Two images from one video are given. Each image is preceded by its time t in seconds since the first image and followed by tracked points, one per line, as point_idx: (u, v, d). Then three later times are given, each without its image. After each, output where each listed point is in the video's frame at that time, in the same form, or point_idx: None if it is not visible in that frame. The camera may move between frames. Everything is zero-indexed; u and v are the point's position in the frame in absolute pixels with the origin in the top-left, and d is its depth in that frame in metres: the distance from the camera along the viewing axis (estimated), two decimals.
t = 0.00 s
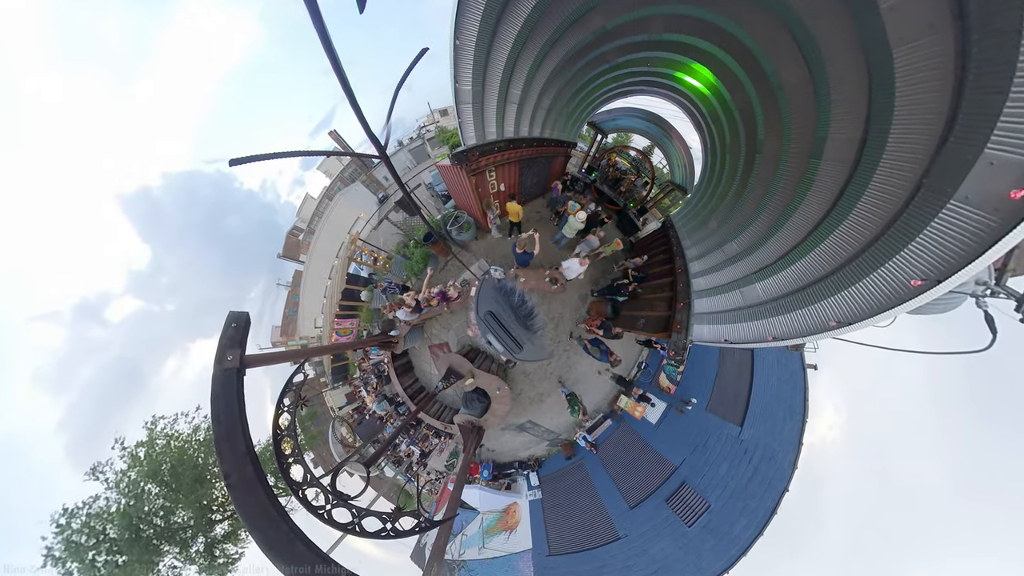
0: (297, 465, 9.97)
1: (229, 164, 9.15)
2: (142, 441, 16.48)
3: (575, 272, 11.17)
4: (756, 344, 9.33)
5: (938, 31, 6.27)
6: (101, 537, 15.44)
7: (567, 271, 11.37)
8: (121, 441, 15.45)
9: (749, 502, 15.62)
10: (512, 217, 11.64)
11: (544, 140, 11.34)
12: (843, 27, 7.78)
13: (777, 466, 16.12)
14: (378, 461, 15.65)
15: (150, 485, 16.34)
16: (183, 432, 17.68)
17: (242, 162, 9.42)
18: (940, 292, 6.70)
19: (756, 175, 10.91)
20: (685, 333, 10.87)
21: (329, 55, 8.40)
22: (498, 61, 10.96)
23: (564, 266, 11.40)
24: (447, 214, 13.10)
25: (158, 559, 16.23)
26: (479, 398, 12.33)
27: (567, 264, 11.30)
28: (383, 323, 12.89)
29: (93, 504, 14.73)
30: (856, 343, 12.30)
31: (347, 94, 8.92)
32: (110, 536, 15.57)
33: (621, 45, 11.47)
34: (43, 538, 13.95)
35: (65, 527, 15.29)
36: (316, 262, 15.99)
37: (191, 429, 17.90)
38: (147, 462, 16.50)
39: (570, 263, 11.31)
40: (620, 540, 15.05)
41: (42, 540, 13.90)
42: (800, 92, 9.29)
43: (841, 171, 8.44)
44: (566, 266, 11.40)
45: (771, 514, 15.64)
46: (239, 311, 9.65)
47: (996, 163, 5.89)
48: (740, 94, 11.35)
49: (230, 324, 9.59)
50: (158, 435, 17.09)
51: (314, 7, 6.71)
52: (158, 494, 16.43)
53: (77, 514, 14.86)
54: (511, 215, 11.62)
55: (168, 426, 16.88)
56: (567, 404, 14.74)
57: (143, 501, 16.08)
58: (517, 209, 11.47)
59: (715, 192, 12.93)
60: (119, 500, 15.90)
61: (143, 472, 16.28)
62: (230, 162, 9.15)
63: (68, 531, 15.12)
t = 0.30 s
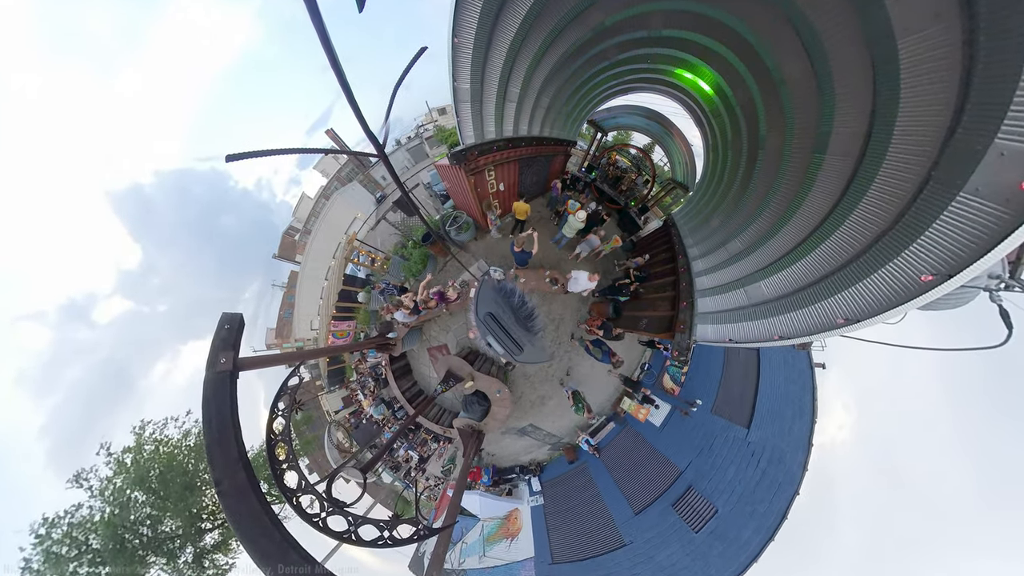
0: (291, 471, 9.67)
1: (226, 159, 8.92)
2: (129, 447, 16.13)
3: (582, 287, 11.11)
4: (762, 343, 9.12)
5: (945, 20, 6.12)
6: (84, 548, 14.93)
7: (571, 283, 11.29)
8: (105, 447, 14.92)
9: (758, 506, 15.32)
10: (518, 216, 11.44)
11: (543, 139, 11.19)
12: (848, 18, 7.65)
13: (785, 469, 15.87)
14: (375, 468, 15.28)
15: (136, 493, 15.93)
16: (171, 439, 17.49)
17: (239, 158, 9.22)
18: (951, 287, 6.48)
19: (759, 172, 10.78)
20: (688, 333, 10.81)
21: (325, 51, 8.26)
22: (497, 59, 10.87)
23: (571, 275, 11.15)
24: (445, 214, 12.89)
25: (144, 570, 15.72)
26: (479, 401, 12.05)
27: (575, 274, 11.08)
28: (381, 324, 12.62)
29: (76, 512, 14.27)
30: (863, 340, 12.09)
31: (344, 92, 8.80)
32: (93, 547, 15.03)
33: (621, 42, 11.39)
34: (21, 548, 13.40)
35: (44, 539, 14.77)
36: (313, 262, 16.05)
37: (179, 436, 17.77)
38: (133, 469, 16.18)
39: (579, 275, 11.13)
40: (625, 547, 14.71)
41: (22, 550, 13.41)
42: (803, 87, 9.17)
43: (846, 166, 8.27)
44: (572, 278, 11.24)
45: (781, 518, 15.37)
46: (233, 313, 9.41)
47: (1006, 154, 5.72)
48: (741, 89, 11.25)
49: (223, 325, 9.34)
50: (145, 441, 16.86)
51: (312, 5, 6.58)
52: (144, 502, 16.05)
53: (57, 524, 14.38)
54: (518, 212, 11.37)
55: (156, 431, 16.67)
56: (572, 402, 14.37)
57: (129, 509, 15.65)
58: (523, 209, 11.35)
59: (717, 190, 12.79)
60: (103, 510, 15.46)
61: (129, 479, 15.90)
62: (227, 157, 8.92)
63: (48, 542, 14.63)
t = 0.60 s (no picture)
0: (285, 478, 9.36)
1: (216, 158, 8.51)
2: (116, 453, 15.84)
3: (583, 302, 10.77)
4: (768, 343, 8.94)
5: (950, 9, 5.98)
6: (63, 560, 14.21)
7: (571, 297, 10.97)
8: (90, 452, 14.79)
9: (769, 512, 14.94)
10: (524, 214, 11.50)
11: (542, 138, 11.06)
12: (852, 10, 7.53)
13: (796, 472, 15.49)
14: (372, 474, 14.91)
15: (122, 501, 15.59)
16: (160, 445, 17.27)
17: (234, 158, 8.99)
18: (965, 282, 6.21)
19: (761, 168, 10.63)
20: (692, 333, 10.49)
21: (321, 47, 8.10)
22: (495, 57, 10.77)
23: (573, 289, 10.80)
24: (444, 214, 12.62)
25: None
26: (479, 404, 11.80)
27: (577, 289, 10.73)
28: (379, 326, 12.37)
29: (58, 520, 13.84)
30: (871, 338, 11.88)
31: (339, 90, 8.66)
32: (74, 559, 14.34)
33: (620, 39, 11.29)
34: None
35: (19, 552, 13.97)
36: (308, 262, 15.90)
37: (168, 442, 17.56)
38: (119, 477, 15.88)
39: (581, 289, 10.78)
40: (631, 555, 14.35)
41: None
42: (807, 81, 9.04)
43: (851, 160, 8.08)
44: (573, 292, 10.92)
45: (792, 523, 15.00)
46: (226, 314, 9.16)
47: (1018, 143, 5.47)
48: (743, 85, 11.17)
49: (215, 328, 9.08)
50: (132, 447, 16.59)
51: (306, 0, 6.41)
52: (130, 510, 15.67)
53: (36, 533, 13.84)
54: (524, 211, 11.48)
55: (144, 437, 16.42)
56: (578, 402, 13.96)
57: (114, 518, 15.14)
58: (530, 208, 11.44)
59: (719, 187, 12.66)
60: (86, 519, 15.00)
61: (115, 486, 15.60)
62: (217, 156, 8.51)
63: (24, 554, 13.90)
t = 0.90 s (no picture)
0: (278, 485, 9.05)
1: (212, 155, 8.42)
2: (100, 461, 15.33)
3: (585, 319, 10.92)
4: (775, 342, 8.74)
5: None
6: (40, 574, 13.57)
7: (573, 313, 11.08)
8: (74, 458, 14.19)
9: (780, 517, 14.74)
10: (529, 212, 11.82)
11: (541, 137, 10.90)
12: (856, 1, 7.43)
13: (807, 474, 15.34)
14: (369, 481, 14.56)
15: (106, 511, 15.09)
16: (146, 452, 16.91)
17: (228, 155, 8.77)
18: (978, 275, 6.02)
19: (765, 164, 10.47)
20: (696, 334, 10.08)
21: (317, 42, 7.96)
22: (494, 54, 10.67)
23: (574, 306, 10.88)
24: (442, 214, 12.49)
25: None
26: (478, 408, 11.59)
27: (579, 306, 10.81)
28: (376, 329, 12.11)
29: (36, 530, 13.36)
30: (878, 335, 11.69)
31: (336, 87, 8.54)
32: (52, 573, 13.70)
33: (619, 36, 11.22)
34: None
35: None
36: (304, 263, 15.88)
37: (154, 449, 17.20)
38: (104, 485, 15.37)
39: (583, 306, 10.85)
40: (637, 563, 14.04)
41: None
42: (810, 75, 8.94)
43: (856, 154, 7.93)
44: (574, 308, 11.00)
45: (805, 528, 14.78)
46: (218, 316, 8.92)
47: None
48: (744, 80, 11.06)
49: (207, 330, 8.82)
50: (118, 454, 16.14)
51: None
52: (115, 520, 15.17)
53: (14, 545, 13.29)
54: (528, 208, 11.80)
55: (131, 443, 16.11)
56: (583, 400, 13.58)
57: (97, 529, 14.60)
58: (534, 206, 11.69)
59: (721, 184, 12.53)
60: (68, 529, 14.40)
61: (99, 494, 15.11)
62: (213, 154, 8.43)
63: None
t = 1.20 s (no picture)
0: (270, 493, 8.72)
1: (203, 154, 8.18)
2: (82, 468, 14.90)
3: (585, 336, 10.57)
4: (781, 340, 8.55)
5: None
6: None
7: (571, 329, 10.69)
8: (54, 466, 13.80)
9: (792, 523, 14.45)
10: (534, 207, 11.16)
11: (540, 135, 10.75)
12: None
13: (818, 477, 15.15)
14: (366, 488, 14.19)
15: (87, 521, 14.60)
16: (132, 458, 16.41)
17: (221, 154, 8.54)
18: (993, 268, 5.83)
19: (769, 160, 10.36)
20: (700, 334, 9.81)
21: (312, 39, 7.85)
22: (492, 52, 10.59)
23: (575, 321, 10.42)
24: (441, 214, 12.33)
25: None
26: (478, 412, 11.27)
27: (581, 322, 10.37)
28: (373, 331, 11.86)
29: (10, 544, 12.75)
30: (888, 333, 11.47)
31: (332, 85, 8.41)
32: None
33: (618, 33, 11.15)
34: None
35: None
36: (298, 264, 15.65)
37: (142, 455, 16.70)
38: (86, 494, 14.84)
39: (585, 323, 10.43)
40: (645, 573, 13.65)
41: None
42: (814, 68, 8.83)
43: (862, 147, 7.77)
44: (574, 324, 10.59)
45: (819, 534, 14.58)
46: (210, 318, 8.65)
47: None
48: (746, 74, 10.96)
49: (198, 331, 8.54)
50: (102, 461, 15.64)
51: None
52: (97, 532, 14.69)
53: None
54: (533, 204, 11.14)
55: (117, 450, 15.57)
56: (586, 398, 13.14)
57: (76, 541, 14.15)
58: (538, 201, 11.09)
59: (723, 181, 12.42)
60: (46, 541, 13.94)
61: (82, 504, 14.58)
62: (204, 152, 8.18)
63: None
